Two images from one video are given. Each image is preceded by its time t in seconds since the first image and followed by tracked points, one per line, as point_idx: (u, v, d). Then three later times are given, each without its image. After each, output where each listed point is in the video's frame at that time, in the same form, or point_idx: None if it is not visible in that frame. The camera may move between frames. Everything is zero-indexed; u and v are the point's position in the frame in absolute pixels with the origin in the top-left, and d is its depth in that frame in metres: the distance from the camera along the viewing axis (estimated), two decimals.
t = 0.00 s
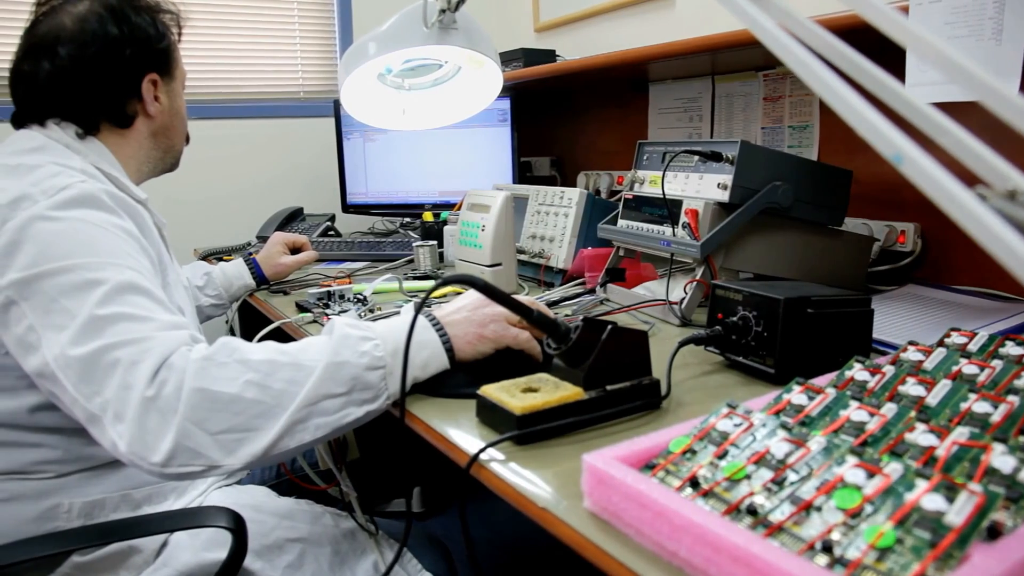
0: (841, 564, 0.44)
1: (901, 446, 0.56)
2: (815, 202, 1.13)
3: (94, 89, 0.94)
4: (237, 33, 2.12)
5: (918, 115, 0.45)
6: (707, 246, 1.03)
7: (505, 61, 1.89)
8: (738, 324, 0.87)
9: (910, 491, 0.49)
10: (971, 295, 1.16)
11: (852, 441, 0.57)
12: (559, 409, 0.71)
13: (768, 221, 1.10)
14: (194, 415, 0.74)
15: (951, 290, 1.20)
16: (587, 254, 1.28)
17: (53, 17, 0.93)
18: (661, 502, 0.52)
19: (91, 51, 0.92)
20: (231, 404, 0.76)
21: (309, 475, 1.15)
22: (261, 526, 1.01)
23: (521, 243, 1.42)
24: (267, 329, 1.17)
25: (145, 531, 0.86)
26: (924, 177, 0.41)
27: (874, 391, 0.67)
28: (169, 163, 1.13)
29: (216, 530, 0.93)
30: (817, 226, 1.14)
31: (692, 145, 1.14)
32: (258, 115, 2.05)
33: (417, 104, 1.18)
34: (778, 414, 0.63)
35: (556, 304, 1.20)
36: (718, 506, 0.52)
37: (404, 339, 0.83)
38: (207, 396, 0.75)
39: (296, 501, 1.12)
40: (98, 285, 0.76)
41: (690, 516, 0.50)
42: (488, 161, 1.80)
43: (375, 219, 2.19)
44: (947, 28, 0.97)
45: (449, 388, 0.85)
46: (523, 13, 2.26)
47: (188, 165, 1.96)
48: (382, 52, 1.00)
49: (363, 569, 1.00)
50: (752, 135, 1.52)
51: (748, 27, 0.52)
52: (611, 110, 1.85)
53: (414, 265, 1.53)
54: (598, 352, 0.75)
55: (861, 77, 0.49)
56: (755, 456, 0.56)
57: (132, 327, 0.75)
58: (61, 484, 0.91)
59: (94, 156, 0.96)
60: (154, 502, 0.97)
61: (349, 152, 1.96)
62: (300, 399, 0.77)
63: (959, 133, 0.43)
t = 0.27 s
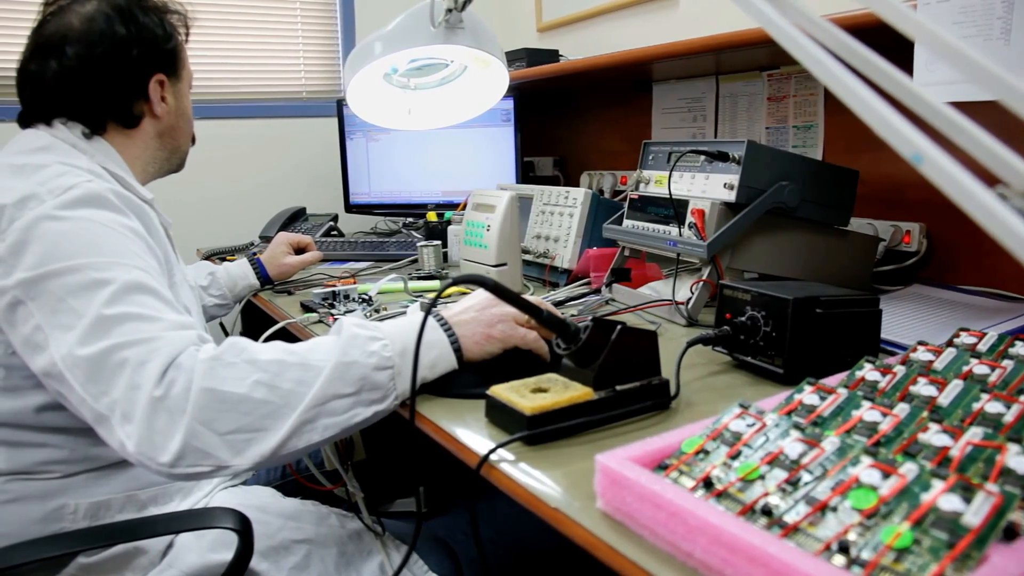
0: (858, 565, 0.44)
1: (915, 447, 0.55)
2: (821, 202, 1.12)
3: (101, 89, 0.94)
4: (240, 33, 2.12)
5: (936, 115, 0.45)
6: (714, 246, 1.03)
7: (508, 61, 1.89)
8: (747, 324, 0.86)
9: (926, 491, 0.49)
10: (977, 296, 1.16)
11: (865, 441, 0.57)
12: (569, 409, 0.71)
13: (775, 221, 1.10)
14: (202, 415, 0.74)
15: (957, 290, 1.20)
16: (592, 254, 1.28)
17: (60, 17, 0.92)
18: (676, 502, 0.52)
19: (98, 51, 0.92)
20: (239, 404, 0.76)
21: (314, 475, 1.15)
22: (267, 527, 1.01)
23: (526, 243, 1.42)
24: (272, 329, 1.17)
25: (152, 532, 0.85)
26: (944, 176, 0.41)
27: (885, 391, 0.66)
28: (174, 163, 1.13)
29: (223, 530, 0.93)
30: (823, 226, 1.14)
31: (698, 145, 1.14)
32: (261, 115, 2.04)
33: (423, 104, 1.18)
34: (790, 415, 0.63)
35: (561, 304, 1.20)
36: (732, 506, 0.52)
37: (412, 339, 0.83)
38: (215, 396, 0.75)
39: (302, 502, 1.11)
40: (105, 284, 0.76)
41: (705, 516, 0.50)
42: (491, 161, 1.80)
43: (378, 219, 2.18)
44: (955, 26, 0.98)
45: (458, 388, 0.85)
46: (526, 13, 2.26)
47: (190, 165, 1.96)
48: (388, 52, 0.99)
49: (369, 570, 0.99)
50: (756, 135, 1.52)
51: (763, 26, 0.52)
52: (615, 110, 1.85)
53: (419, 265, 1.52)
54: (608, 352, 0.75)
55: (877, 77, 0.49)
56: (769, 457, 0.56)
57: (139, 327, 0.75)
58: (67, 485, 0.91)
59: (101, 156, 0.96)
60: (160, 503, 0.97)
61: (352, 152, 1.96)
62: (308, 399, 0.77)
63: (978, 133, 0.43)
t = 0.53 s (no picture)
0: (875, 565, 0.44)
1: (927, 447, 0.55)
2: (827, 202, 1.12)
3: (107, 88, 0.94)
4: (242, 33, 2.12)
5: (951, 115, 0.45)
6: (720, 247, 1.03)
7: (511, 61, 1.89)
8: (754, 324, 0.86)
9: (941, 492, 0.49)
10: (983, 296, 1.16)
11: (877, 441, 0.57)
12: (577, 409, 0.71)
13: (780, 221, 1.10)
14: (210, 415, 0.74)
15: (962, 290, 1.20)
16: (597, 254, 1.28)
17: (67, 16, 0.92)
18: (689, 503, 0.52)
19: (104, 51, 0.92)
20: (247, 404, 0.75)
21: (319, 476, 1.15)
22: (273, 528, 1.00)
23: (530, 243, 1.42)
24: (277, 329, 1.17)
25: (158, 532, 0.85)
26: (962, 176, 0.40)
27: (895, 391, 0.66)
28: (180, 163, 1.12)
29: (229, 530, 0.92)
30: (828, 226, 1.14)
31: (704, 145, 1.14)
32: (263, 115, 2.04)
33: (427, 104, 1.18)
34: (801, 415, 0.63)
35: (566, 305, 1.20)
36: (746, 507, 0.52)
37: (419, 339, 0.83)
38: (223, 396, 0.74)
39: (307, 502, 1.11)
40: (112, 284, 0.76)
41: (719, 517, 0.50)
42: (494, 161, 1.79)
43: (381, 219, 2.18)
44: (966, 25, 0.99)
45: (465, 388, 0.85)
46: (528, 13, 2.26)
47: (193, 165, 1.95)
48: (393, 52, 0.99)
49: (375, 571, 0.99)
50: (761, 135, 1.52)
51: (776, 25, 0.52)
52: (618, 110, 1.85)
53: (422, 265, 1.52)
54: (617, 352, 0.75)
55: (892, 77, 0.49)
56: (782, 457, 0.56)
57: (147, 326, 0.75)
58: (73, 485, 0.91)
59: (107, 156, 0.96)
60: (166, 503, 0.96)
61: (355, 152, 1.96)
62: (316, 400, 0.77)
63: (994, 133, 0.43)
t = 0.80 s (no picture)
0: (891, 566, 0.44)
1: (940, 447, 0.55)
2: (832, 202, 1.12)
3: (112, 88, 0.93)
4: (244, 33, 2.11)
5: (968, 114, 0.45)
6: (727, 247, 1.03)
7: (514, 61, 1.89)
8: (762, 324, 0.86)
9: (956, 492, 0.49)
10: (989, 296, 1.16)
11: (889, 442, 0.57)
12: (587, 410, 0.71)
13: (786, 221, 1.10)
14: (218, 416, 0.74)
15: (967, 290, 1.20)
16: (601, 254, 1.28)
17: (71, 15, 0.92)
18: (703, 504, 0.52)
19: (109, 50, 0.92)
20: (255, 405, 0.75)
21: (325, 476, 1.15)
22: (279, 528, 1.00)
23: (534, 243, 1.42)
24: (282, 329, 1.17)
25: (165, 532, 0.85)
26: (981, 176, 0.40)
27: (906, 392, 0.66)
28: (184, 163, 1.12)
29: (235, 531, 0.92)
30: (834, 226, 1.14)
31: (709, 145, 1.13)
32: (266, 115, 2.04)
33: (432, 104, 1.17)
34: (812, 415, 0.62)
35: (572, 305, 1.20)
36: (760, 508, 0.52)
37: (427, 339, 0.83)
38: (231, 396, 0.74)
39: (312, 503, 1.11)
40: (119, 284, 0.75)
41: (733, 517, 0.50)
42: (497, 161, 1.79)
43: (383, 219, 2.18)
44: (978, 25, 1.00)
45: (472, 388, 0.85)
46: (531, 13, 2.25)
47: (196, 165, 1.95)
48: (399, 52, 0.99)
49: (382, 572, 0.99)
50: (765, 135, 1.52)
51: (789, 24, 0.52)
52: (622, 110, 1.85)
53: (426, 265, 1.52)
54: (626, 352, 0.75)
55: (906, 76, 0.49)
56: (794, 457, 0.56)
57: (154, 326, 0.75)
58: (79, 486, 0.91)
59: (112, 156, 0.95)
60: (171, 504, 0.96)
61: (358, 152, 1.95)
62: (323, 400, 0.77)
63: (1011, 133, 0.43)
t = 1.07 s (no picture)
0: (910, 567, 0.44)
1: (956, 447, 0.55)
2: (839, 202, 1.12)
3: (119, 87, 0.93)
4: (247, 33, 2.11)
5: (986, 113, 0.45)
6: (734, 247, 1.03)
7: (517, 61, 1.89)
8: (772, 325, 0.86)
9: (974, 493, 0.49)
10: (996, 296, 1.16)
11: (904, 442, 0.56)
12: (598, 410, 0.71)
13: (793, 221, 1.10)
14: (228, 416, 0.74)
15: (973, 290, 1.20)
16: (607, 254, 1.27)
17: (77, 15, 0.92)
18: (719, 504, 0.51)
19: (116, 50, 0.91)
20: (265, 405, 0.75)
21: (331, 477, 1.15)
22: (286, 529, 1.00)
23: (540, 243, 1.42)
24: (288, 329, 1.17)
25: (173, 533, 0.85)
26: (1002, 175, 0.41)
27: (918, 392, 0.66)
28: (189, 162, 1.12)
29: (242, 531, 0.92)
30: (841, 226, 1.14)
31: (716, 145, 1.13)
32: (269, 115, 2.04)
33: (438, 103, 1.17)
34: (825, 415, 0.62)
35: (578, 305, 1.20)
36: (776, 508, 0.51)
37: (436, 339, 0.83)
38: (241, 396, 0.74)
39: (319, 503, 1.11)
40: (127, 284, 0.75)
41: (750, 518, 0.49)
42: (501, 161, 1.79)
43: (386, 219, 2.18)
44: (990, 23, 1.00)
45: (481, 389, 0.84)
46: (533, 12, 2.25)
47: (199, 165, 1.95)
48: (406, 51, 0.99)
49: (389, 573, 0.99)
50: (770, 135, 1.51)
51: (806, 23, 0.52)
52: (626, 110, 1.85)
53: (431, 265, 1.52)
54: (637, 352, 0.75)
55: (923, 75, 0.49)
56: (810, 458, 0.56)
57: (162, 327, 0.74)
58: (86, 486, 0.90)
59: (118, 156, 0.95)
60: (178, 504, 0.96)
61: (361, 152, 1.95)
62: (333, 401, 0.76)
63: None
